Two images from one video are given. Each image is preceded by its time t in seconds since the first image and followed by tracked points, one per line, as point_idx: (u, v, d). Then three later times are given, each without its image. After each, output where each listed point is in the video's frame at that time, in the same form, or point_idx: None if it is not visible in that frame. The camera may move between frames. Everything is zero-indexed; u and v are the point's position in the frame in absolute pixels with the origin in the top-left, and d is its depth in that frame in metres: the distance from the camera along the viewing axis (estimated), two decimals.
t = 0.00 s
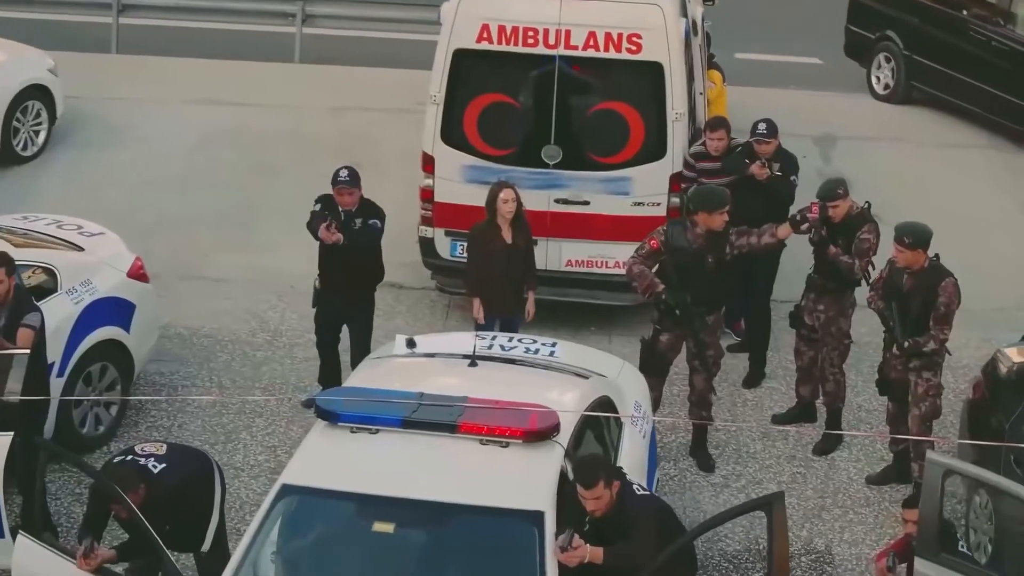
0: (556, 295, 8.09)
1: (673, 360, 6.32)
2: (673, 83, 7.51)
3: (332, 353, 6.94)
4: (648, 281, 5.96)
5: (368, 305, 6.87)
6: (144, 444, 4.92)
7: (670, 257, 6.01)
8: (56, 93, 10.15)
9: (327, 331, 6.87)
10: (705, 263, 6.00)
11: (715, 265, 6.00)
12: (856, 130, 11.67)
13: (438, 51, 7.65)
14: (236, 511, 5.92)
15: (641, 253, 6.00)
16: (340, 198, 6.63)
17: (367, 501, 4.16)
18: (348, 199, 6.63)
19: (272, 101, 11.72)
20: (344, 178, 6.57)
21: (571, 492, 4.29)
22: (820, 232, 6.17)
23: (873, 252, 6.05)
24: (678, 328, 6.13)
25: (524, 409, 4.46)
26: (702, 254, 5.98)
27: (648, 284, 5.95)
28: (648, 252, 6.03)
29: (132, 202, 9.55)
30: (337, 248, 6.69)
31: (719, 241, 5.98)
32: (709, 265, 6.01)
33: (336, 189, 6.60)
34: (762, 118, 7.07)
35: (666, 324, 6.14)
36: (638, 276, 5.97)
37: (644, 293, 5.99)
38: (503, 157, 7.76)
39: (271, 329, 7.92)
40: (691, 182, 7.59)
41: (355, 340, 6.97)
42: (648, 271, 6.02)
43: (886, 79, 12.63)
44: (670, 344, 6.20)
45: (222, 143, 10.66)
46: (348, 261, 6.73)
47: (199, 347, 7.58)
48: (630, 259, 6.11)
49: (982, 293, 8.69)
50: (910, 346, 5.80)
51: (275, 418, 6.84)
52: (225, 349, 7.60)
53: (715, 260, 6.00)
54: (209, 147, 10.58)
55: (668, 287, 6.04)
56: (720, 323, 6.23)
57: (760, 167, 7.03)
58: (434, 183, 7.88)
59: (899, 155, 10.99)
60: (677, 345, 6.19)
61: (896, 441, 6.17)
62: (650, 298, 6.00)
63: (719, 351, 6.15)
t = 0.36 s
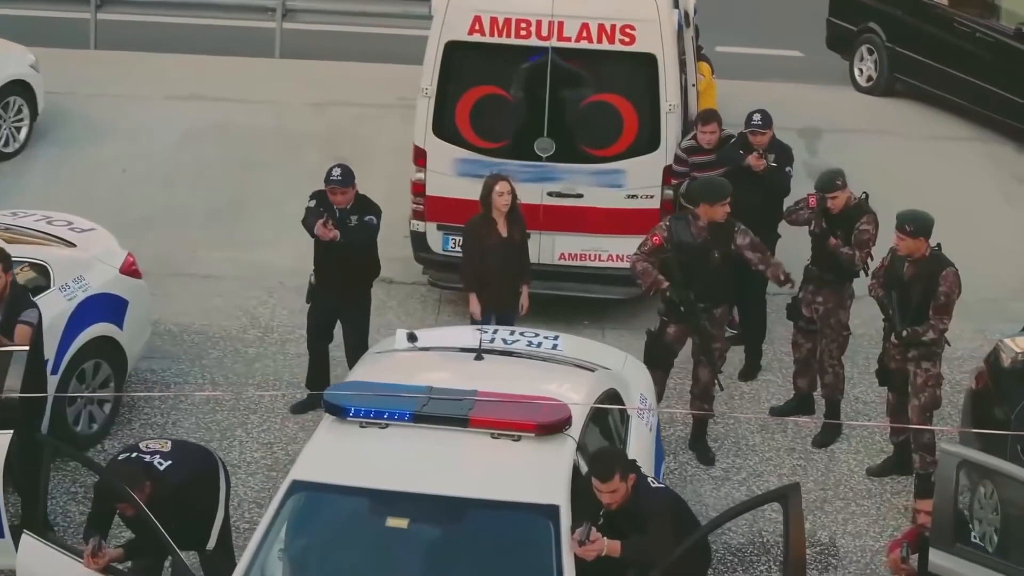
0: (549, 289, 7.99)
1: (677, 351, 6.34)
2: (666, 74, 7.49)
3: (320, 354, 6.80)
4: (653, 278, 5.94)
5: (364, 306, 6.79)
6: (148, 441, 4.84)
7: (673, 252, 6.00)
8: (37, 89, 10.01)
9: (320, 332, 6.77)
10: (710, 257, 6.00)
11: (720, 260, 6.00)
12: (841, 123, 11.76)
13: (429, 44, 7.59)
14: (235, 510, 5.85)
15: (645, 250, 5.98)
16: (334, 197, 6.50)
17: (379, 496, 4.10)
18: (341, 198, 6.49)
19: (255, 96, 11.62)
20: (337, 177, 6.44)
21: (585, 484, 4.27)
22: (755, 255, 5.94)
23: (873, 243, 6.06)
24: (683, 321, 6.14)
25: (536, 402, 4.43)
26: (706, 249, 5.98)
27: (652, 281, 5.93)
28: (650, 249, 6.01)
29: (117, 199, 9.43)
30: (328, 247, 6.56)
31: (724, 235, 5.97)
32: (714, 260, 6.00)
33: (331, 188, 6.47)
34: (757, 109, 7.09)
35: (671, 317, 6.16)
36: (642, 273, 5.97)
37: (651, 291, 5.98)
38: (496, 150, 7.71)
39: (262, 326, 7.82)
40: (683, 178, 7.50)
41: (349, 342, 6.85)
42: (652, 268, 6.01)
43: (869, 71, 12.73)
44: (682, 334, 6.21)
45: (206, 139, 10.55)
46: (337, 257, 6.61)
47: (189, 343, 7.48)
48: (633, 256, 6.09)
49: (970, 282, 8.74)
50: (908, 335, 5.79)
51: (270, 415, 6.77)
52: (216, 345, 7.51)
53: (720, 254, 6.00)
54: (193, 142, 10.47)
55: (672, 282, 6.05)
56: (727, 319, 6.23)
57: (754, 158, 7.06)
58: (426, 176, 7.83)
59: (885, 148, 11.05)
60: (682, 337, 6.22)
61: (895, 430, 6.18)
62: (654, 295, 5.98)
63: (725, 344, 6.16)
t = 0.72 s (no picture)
0: (541, 285, 7.98)
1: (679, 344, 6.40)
2: (659, 69, 7.51)
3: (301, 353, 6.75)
4: (658, 269, 6.09)
5: (341, 302, 6.68)
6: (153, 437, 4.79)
7: (680, 244, 6.08)
8: (21, 88, 9.92)
9: (299, 329, 6.68)
10: (715, 251, 6.05)
11: (725, 253, 6.05)
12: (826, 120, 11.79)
13: (421, 40, 7.57)
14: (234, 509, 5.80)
15: (652, 241, 6.08)
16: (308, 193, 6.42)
17: (391, 490, 4.08)
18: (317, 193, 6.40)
19: (240, 94, 11.55)
20: (312, 172, 6.35)
21: (596, 477, 4.26)
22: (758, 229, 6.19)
23: (870, 236, 6.05)
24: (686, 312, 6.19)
25: (544, 395, 4.42)
26: (712, 242, 6.04)
27: (658, 271, 6.08)
28: (657, 239, 6.11)
29: (103, 198, 9.35)
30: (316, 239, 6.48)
31: (730, 229, 6.04)
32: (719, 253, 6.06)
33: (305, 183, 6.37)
34: (749, 103, 7.10)
35: (676, 309, 6.20)
36: (648, 264, 6.10)
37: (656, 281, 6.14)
38: (488, 145, 7.69)
39: (254, 323, 7.75)
40: (675, 173, 7.54)
41: (331, 346, 6.78)
42: (659, 259, 6.12)
43: (851, 66, 12.86)
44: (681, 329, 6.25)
45: (192, 137, 10.48)
46: (313, 252, 6.52)
47: (181, 341, 7.41)
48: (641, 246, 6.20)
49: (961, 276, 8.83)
50: (903, 328, 5.81)
51: (264, 412, 6.72)
52: (208, 343, 7.43)
53: (725, 247, 6.06)
54: (179, 141, 10.40)
55: (678, 274, 6.11)
56: (730, 312, 6.28)
57: (749, 152, 7.02)
58: (418, 172, 7.81)
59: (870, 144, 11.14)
60: (684, 330, 6.25)
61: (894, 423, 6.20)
62: (660, 285, 6.12)
63: (728, 335, 6.23)
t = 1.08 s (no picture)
0: (531, 280, 8.13)
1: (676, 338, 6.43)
2: (647, 65, 7.55)
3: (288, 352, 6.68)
4: (653, 263, 6.07)
5: (320, 299, 6.56)
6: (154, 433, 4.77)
7: (673, 237, 6.11)
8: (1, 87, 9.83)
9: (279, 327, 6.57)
10: (708, 246, 6.09)
11: (718, 248, 6.10)
12: (805, 113, 12.16)
13: (409, 36, 7.58)
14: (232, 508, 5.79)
15: (645, 237, 6.09)
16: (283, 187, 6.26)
17: (399, 484, 4.10)
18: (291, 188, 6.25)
19: (220, 93, 11.49)
20: (286, 167, 6.23)
21: (603, 469, 4.29)
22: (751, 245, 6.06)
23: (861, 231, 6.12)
24: (681, 305, 6.25)
25: (548, 388, 4.43)
26: (705, 236, 6.09)
27: (652, 266, 6.06)
28: (650, 236, 6.11)
29: (86, 198, 9.28)
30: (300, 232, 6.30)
31: (723, 223, 6.07)
32: (712, 248, 6.10)
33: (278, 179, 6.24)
34: (737, 98, 7.13)
35: (670, 302, 6.26)
36: (643, 258, 6.09)
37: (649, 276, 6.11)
38: (476, 142, 7.71)
39: (243, 321, 7.70)
40: (662, 168, 7.57)
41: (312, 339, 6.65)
42: (651, 254, 6.12)
43: (829, 62, 13.14)
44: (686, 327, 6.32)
45: (173, 136, 10.43)
46: (293, 249, 6.37)
47: (170, 339, 7.37)
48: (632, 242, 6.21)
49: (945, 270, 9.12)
50: (897, 326, 5.90)
51: (257, 409, 6.70)
52: (197, 341, 7.39)
53: (718, 243, 6.10)
54: (160, 140, 10.34)
55: (673, 267, 6.14)
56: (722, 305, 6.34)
57: (737, 147, 7.11)
58: (406, 169, 7.80)
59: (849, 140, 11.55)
60: (679, 323, 6.31)
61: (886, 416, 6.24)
62: (653, 279, 6.09)
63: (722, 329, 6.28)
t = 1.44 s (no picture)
0: (517, 279, 8.16)
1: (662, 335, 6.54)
2: (631, 63, 7.61)
3: (281, 352, 6.76)
4: (640, 266, 6.21)
5: (315, 304, 6.61)
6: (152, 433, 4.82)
7: (654, 237, 6.25)
8: None
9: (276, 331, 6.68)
10: (687, 245, 6.23)
11: (696, 246, 6.23)
12: (783, 111, 12.44)
13: (395, 35, 7.62)
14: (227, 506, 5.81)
15: (626, 240, 6.25)
16: (280, 194, 6.36)
17: (402, 480, 4.14)
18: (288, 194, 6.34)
19: (200, 93, 11.49)
20: (283, 172, 6.31)
21: (601, 464, 4.33)
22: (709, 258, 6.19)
23: (854, 238, 6.32)
24: (665, 303, 6.36)
25: (545, 383, 4.48)
26: (684, 235, 6.23)
27: (640, 268, 6.20)
28: (632, 237, 6.28)
29: (69, 200, 9.26)
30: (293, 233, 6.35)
31: (699, 221, 6.21)
32: (690, 246, 6.24)
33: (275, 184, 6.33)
34: (721, 97, 7.19)
35: (652, 301, 6.40)
36: (630, 261, 6.22)
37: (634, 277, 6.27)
38: (462, 141, 7.74)
39: (229, 321, 7.70)
40: (649, 166, 7.61)
41: (304, 340, 6.68)
42: (637, 256, 6.27)
43: (805, 61, 13.40)
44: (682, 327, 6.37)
45: (154, 136, 10.42)
46: (290, 256, 6.48)
47: (157, 340, 7.37)
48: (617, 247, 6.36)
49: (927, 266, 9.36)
50: (893, 322, 6.03)
51: (247, 408, 6.71)
52: (185, 341, 7.39)
53: (696, 242, 6.24)
54: (140, 140, 10.32)
55: (661, 267, 6.26)
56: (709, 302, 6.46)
57: (720, 146, 7.22)
58: (391, 168, 7.84)
59: (830, 134, 11.82)
60: (665, 321, 6.42)
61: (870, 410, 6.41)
62: (643, 280, 6.24)
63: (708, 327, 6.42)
